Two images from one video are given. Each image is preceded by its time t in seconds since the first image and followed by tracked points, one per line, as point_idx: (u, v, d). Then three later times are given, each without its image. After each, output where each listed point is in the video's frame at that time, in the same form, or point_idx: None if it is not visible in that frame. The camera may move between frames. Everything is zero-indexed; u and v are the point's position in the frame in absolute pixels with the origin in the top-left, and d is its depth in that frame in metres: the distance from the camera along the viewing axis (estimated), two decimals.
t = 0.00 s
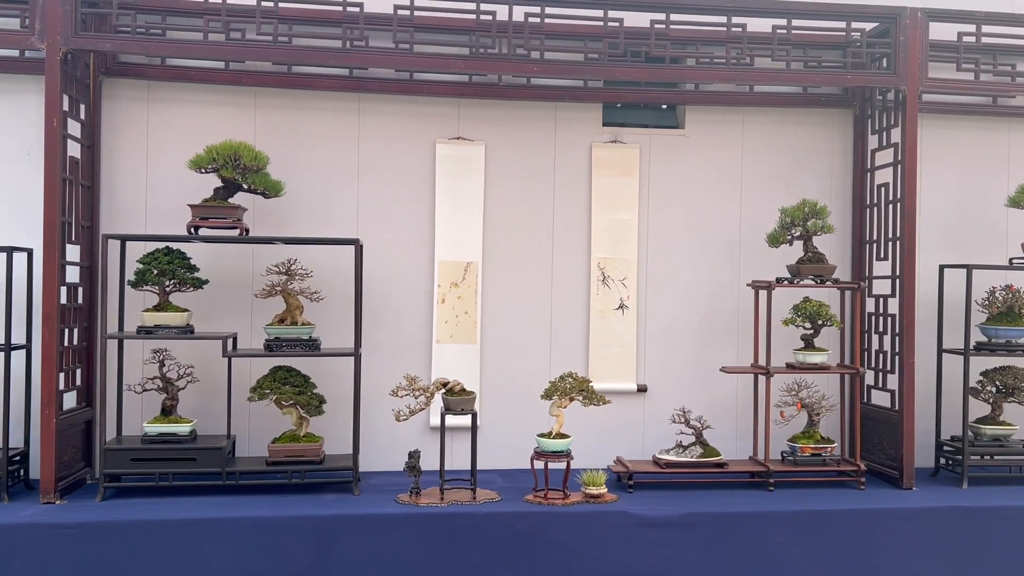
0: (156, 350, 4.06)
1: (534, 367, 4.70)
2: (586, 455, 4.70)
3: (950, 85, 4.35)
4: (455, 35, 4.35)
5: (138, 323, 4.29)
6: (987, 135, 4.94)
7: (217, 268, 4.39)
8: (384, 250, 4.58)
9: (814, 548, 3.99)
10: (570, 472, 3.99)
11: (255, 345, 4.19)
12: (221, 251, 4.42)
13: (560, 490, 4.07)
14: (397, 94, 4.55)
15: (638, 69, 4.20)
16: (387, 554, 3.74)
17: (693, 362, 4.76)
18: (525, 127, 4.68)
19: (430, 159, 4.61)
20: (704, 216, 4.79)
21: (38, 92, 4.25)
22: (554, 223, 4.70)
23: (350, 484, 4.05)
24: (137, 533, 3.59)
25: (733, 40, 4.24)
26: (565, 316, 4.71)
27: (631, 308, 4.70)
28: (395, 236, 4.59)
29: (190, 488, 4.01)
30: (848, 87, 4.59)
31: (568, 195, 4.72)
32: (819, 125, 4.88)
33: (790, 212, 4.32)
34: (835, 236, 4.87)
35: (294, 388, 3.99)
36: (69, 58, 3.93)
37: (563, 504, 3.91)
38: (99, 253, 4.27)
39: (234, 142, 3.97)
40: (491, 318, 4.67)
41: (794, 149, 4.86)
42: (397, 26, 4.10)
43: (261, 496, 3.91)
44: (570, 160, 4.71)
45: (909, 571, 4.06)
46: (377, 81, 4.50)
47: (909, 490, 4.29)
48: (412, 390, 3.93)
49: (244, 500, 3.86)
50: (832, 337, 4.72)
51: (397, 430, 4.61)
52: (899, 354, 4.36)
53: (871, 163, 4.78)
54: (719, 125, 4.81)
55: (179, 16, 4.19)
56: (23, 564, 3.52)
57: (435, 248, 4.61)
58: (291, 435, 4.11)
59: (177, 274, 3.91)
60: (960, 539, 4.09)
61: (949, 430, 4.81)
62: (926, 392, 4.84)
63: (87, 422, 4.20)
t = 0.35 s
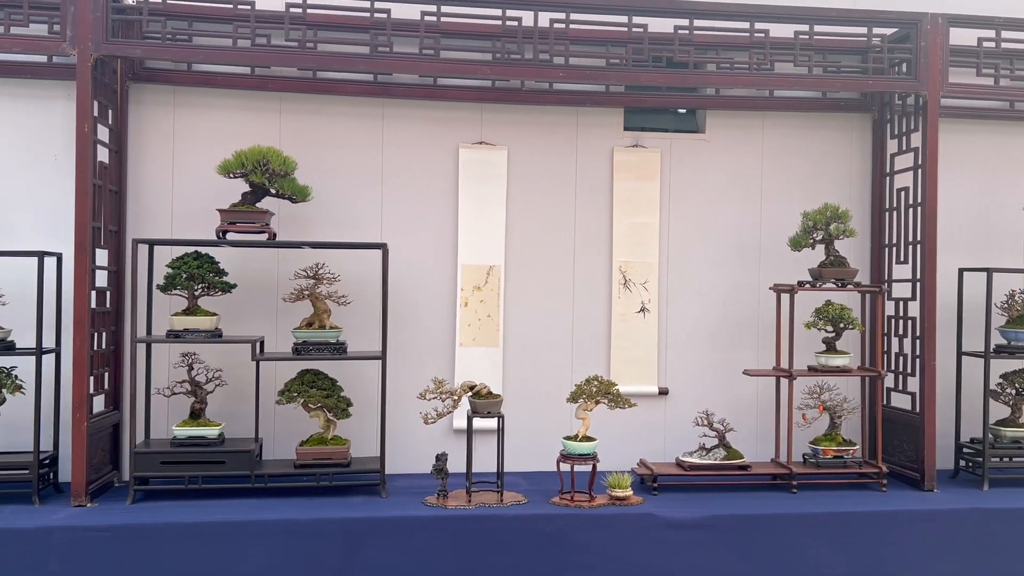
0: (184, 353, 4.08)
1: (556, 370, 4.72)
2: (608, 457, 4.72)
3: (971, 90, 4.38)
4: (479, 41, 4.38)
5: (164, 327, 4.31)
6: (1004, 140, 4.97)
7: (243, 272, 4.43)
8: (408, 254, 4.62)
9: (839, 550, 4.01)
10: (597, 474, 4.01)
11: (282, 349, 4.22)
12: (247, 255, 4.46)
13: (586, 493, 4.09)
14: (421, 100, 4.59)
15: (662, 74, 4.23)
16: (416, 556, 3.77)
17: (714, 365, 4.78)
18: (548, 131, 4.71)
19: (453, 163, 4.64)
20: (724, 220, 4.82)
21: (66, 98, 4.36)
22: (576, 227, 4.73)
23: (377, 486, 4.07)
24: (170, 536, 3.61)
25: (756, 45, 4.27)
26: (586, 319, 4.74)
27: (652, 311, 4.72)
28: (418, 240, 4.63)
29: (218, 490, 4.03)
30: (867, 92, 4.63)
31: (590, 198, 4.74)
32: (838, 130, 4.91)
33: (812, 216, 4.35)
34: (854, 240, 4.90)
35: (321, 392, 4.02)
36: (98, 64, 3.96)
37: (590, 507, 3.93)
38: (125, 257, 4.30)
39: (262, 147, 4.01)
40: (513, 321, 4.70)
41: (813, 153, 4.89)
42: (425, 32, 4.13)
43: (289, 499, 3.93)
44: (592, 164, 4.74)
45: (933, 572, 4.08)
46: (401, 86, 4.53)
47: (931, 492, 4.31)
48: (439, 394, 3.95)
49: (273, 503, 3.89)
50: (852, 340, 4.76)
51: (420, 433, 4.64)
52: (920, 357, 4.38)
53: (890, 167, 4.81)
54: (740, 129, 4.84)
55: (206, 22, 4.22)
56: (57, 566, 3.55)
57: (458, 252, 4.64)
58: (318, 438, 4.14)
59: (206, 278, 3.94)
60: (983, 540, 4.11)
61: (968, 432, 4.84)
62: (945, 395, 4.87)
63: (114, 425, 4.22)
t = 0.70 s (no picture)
0: (214, 356, 4.11)
1: (580, 372, 4.74)
2: (631, 458, 4.74)
3: (993, 93, 4.40)
4: (503, 44, 4.40)
5: (192, 329, 4.33)
6: None
7: (270, 275, 4.46)
8: (432, 256, 4.64)
9: (865, 550, 4.03)
10: (624, 475, 4.03)
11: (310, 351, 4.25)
12: (274, 258, 4.48)
13: (613, 493, 4.12)
14: (445, 103, 4.61)
15: (686, 77, 4.25)
16: (446, 556, 3.79)
17: (736, 366, 4.81)
18: (571, 134, 4.73)
19: (477, 166, 4.67)
20: (745, 222, 4.84)
21: (93, 103, 4.34)
22: (599, 229, 4.75)
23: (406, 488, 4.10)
24: (203, 537, 3.64)
25: (780, 49, 4.30)
26: (609, 321, 4.76)
27: (675, 312, 4.74)
28: (443, 242, 4.65)
29: (249, 492, 4.05)
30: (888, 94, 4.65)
31: (613, 200, 4.76)
32: (858, 132, 4.94)
33: (836, 218, 4.39)
34: (875, 241, 4.92)
35: (350, 393, 4.07)
36: (128, 68, 3.99)
37: (618, 508, 3.95)
38: (153, 260, 4.32)
39: (292, 151, 4.03)
40: (537, 323, 4.71)
41: (834, 154, 4.92)
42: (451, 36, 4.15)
43: (319, 501, 3.95)
44: (614, 166, 4.77)
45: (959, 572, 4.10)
46: (426, 90, 4.56)
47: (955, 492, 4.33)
48: (468, 395, 3.98)
49: (304, 505, 3.91)
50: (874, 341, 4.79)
51: (444, 434, 4.66)
52: (943, 358, 4.40)
53: (911, 169, 4.83)
54: (761, 131, 4.87)
55: (234, 27, 4.24)
56: (92, 567, 3.58)
57: (482, 254, 4.66)
58: (347, 439, 4.17)
59: (237, 281, 3.96)
60: (1009, 540, 4.12)
61: (990, 432, 4.86)
62: (967, 396, 4.89)
63: (143, 428, 4.24)
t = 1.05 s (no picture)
0: (243, 355, 4.12)
1: (603, 371, 4.74)
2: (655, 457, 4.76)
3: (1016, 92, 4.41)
4: (528, 44, 4.41)
5: (219, 329, 4.35)
6: None
7: (296, 275, 4.48)
8: (457, 256, 4.66)
9: (893, 548, 4.03)
10: (652, 474, 4.04)
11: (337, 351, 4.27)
12: (300, 258, 4.50)
13: (640, 492, 4.13)
14: (470, 103, 4.62)
15: (711, 77, 4.27)
16: (477, 555, 3.80)
17: (759, 365, 4.82)
18: (594, 134, 4.74)
19: (501, 166, 4.68)
20: (767, 221, 4.85)
21: (118, 103, 4.35)
22: (622, 229, 4.76)
23: (434, 487, 4.11)
24: (236, 536, 3.65)
25: (804, 48, 4.31)
26: (632, 320, 4.76)
27: (698, 312, 4.76)
28: (467, 242, 4.67)
29: (278, 491, 4.06)
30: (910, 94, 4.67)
31: (635, 200, 4.77)
32: (879, 132, 4.95)
33: (860, 217, 4.40)
34: (897, 240, 4.93)
35: (378, 392, 4.10)
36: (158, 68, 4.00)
37: (647, 506, 3.96)
38: (179, 260, 4.33)
39: (320, 151, 4.06)
40: (560, 322, 4.72)
41: (855, 154, 4.93)
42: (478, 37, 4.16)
43: (348, 500, 3.96)
44: (637, 166, 4.78)
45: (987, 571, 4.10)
46: (450, 90, 4.57)
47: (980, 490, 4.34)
48: (496, 394, 3.99)
49: (333, 504, 3.92)
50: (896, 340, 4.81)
51: (468, 434, 4.67)
52: (967, 356, 4.42)
53: (932, 169, 4.84)
54: (783, 131, 4.88)
55: (260, 27, 4.25)
56: (126, 566, 3.59)
57: (506, 254, 4.68)
58: (375, 438, 4.19)
59: (266, 281, 3.98)
60: None
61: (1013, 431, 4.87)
62: (989, 394, 4.90)
63: (170, 428, 4.25)
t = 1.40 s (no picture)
0: (275, 356, 4.13)
1: (630, 372, 4.74)
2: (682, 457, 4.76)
3: None
4: (557, 46, 4.42)
5: (250, 330, 4.36)
6: None
7: (326, 276, 4.49)
8: (484, 258, 4.66)
9: (924, 548, 4.03)
10: (684, 475, 4.05)
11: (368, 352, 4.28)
12: (329, 260, 4.51)
13: (671, 493, 4.13)
14: (497, 105, 4.63)
15: (740, 78, 4.27)
16: (510, 555, 3.81)
17: (784, 366, 4.82)
18: (620, 135, 4.75)
19: (528, 167, 4.69)
20: (792, 222, 4.86)
21: (148, 105, 4.36)
22: (648, 230, 4.77)
23: (465, 487, 4.12)
24: (271, 537, 3.65)
25: (833, 50, 4.32)
26: (658, 321, 4.76)
27: (724, 313, 4.76)
28: (494, 243, 4.67)
29: (309, 492, 4.07)
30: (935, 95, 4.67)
31: (661, 201, 4.78)
32: (903, 133, 4.95)
33: (888, 218, 4.41)
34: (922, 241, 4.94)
35: (410, 393, 4.11)
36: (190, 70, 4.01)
37: (678, 507, 3.97)
38: (209, 261, 4.33)
39: (352, 152, 4.07)
40: (587, 323, 4.73)
41: (879, 156, 4.93)
42: (508, 38, 4.17)
43: (380, 500, 3.97)
44: (663, 167, 4.78)
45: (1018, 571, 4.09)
46: (478, 91, 4.57)
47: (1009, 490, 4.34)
48: (528, 395, 3.99)
49: (365, 505, 3.92)
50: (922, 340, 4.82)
51: (496, 434, 4.68)
52: (994, 356, 4.42)
53: (956, 169, 4.85)
54: (808, 132, 4.88)
55: (290, 29, 4.26)
56: (161, 567, 3.60)
57: (533, 255, 4.68)
58: (406, 439, 4.20)
59: (298, 282, 3.99)
60: None
61: None
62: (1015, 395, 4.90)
63: (200, 428, 4.26)
